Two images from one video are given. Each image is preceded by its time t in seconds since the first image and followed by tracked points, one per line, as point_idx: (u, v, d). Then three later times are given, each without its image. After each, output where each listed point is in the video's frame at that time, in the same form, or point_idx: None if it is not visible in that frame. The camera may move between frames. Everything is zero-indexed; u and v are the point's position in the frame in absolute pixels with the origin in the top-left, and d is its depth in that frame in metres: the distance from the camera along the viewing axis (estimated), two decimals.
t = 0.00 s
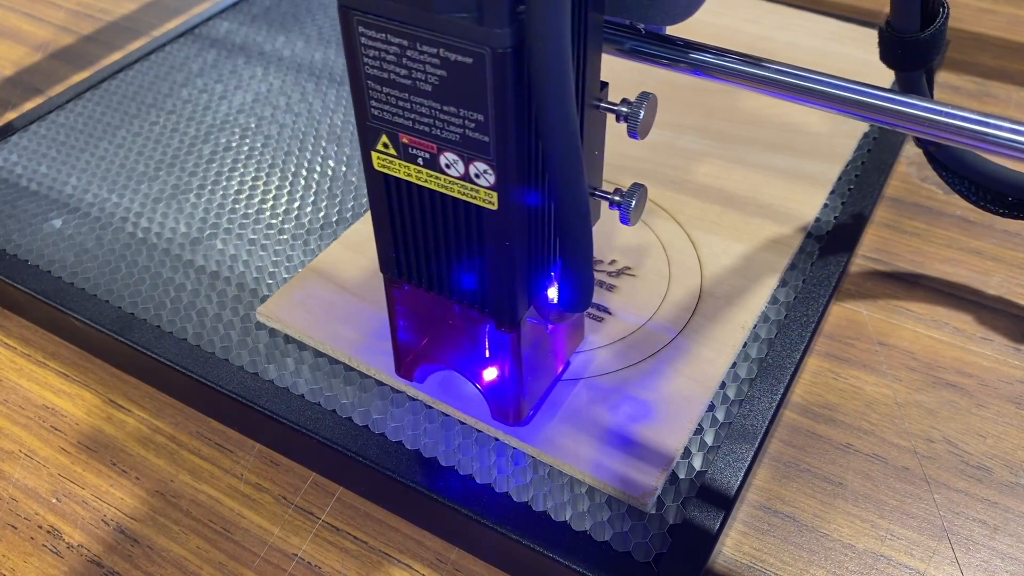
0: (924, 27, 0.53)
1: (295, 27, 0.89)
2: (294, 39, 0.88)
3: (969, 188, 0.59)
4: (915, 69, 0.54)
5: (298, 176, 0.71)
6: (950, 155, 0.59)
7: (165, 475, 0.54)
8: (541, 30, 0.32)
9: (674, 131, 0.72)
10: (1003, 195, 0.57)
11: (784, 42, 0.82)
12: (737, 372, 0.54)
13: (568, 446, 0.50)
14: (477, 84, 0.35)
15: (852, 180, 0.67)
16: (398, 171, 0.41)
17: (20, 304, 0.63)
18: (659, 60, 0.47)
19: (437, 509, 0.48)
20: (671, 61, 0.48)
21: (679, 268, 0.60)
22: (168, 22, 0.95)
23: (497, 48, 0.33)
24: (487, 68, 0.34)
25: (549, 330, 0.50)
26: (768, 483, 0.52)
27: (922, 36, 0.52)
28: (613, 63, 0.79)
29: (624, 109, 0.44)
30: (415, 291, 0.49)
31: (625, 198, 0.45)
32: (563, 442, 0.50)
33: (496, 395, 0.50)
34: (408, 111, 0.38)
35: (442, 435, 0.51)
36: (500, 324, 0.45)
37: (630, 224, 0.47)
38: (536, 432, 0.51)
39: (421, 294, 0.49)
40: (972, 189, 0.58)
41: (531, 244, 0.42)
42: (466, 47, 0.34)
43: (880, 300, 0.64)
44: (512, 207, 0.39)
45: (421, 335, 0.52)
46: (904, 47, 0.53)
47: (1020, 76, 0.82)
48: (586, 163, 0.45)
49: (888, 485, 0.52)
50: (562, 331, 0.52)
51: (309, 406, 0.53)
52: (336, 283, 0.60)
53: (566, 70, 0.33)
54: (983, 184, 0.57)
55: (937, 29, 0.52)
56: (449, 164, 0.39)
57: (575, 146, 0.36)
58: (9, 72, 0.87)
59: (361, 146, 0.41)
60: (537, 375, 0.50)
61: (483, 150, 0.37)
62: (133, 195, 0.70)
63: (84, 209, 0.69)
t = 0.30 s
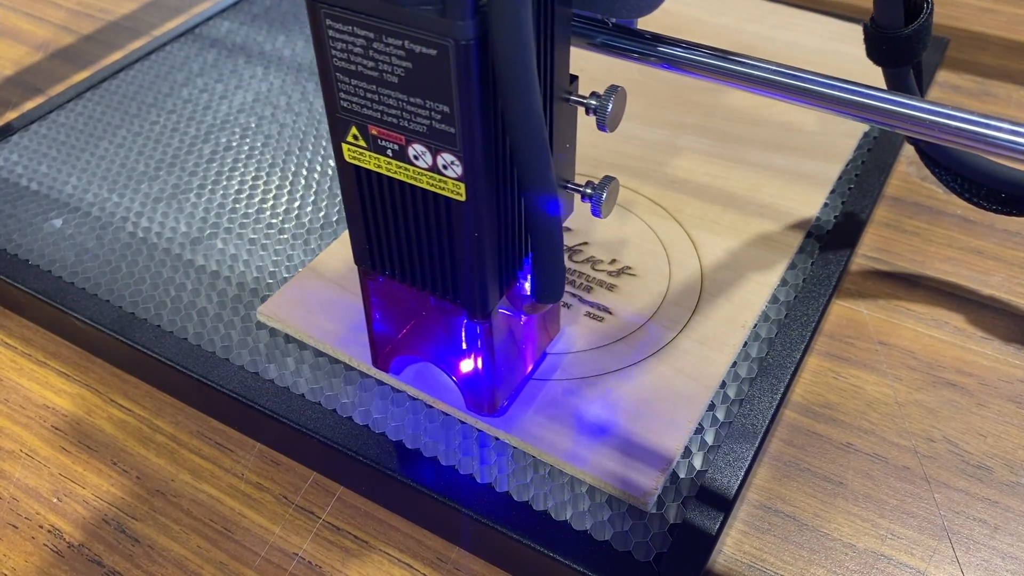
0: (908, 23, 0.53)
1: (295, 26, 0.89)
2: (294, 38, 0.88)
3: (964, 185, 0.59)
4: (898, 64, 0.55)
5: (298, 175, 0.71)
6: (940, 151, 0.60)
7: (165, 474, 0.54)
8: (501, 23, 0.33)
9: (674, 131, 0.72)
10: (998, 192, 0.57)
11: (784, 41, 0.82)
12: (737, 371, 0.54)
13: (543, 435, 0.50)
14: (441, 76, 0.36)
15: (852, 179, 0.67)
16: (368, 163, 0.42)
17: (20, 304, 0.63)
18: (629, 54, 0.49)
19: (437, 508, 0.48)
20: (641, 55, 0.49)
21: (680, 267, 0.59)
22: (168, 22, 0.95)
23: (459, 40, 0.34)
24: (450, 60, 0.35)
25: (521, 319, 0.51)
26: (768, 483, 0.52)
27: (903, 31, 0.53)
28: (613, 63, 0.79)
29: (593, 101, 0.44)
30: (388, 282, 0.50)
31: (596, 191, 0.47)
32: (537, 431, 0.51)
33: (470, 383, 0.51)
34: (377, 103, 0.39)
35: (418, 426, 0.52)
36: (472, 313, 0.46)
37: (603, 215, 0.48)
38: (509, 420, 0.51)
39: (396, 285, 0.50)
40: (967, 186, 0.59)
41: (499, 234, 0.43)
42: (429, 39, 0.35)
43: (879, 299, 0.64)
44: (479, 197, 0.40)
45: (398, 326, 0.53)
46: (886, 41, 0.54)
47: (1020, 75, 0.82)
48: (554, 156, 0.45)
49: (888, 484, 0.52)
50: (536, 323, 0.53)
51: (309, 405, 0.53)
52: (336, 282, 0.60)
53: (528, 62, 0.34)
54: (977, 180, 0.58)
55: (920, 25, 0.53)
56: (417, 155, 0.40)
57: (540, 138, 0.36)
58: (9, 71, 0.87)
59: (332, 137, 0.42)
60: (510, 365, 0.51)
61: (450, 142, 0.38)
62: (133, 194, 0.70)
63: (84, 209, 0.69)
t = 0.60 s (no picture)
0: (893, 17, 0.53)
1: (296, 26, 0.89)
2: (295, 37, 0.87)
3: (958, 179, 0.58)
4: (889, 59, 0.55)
5: (298, 175, 0.71)
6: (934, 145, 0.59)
7: (166, 474, 0.54)
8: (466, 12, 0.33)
9: (674, 131, 0.72)
10: (991, 185, 0.56)
11: (784, 41, 0.82)
12: (738, 371, 0.54)
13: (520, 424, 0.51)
14: (409, 65, 0.36)
15: (853, 179, 0.67)
16: (341, 152, 0.42)
17: (21, 304, 0.63)
18: (604, 46, 0.51)
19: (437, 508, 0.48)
20: (614, 46, 0.51)
21: (680, 267, 0.59)
22: (168, 21, 0.95)
23: (426, 29, 0.35)
24: (418, 48, 0.35)
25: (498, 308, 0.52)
26: (768, 482, 0.52)
27: (889, 25, 0.53)
28: (614, 63, 0.79)
29: (564, 92, 0.45)
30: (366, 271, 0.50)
31: (570, 181, 0.47)
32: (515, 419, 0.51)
33: (447, 373, 0.51)
34: (348, 92, 0.39)
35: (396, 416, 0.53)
36: (447, 303, 0.46)
37: (577, 205, 0.49)
38: (486, 409, 0.52)
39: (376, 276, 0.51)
40: (961, 179, 0.58)
41: (471, 224, 0.43)
42: (397, 28, 0.35)
43: (879, 298, 0.64)
44: (450, 185, 0.40)
45: (377, 316, 0.54)
46: (874, 38, 0.53)
47: (1020, 74, 0.82)
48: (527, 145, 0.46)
49: (888, 483, 0.52)
50: (511, 312, 0.53)
51: (310, 405, 0.53)
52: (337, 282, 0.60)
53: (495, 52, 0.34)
54: (970, 174, 0.57)
55: (906, 17, 0.52)
56: (389, 145, 0.40)
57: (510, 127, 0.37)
58: (9, 71, 0.87)
59: (307, 128, 0.42)
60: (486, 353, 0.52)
61: (420, 130, 0.38)
62: (133, 194, 0.70)
63: (84, 208, 0.69)
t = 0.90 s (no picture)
0: (879, 8, 0.51)
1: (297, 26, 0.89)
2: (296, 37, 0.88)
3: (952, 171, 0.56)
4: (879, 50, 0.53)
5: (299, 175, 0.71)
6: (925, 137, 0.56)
7: (166, 474, 0.55)
8: None
9: (674, 130, 0.72)
10: (984, 178, 0.54)
11: (784, 41, 0.82)
12: (738, 371, 0.54)
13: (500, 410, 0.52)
14: (383, 53, 0.37)
15: (852, 179, 0.67)
16: (320, 139, 0.43)
17: (21, 303, 0.63)
18: (581, 37, 0.51)
19: (437, 507, 0.49)
20: (589, 38, 0.51)
21: (681, 267, 0.59)
22: (168, 21, 0.95)
23: (400, 17, 0.35)
24: (392, 36, 0.36)
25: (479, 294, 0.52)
26: (768, 482, 0.52)
27: (874, 19, 0.50)
28: (614, 63, 0.79)
29: (539, 82, 0.45)
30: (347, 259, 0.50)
31: (547, 169, 0.47)
32: (494, 405, 0.52)
33: (427, 359, 0.52)
34: (325, 80, 0.40)
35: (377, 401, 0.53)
36: (426, 288, 0.46)
37: (555, 193, 0.49)
38: (467, 395, 0.52)
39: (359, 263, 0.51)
40: (954, 171, 0.55)
41: (448, 210, 0.44)
42: (371, 16, 0.36)
43: (879, 298, 0.64)
44: (426, 170, 0.41)
45: (360, 303, 0.54)
46: (863, 31, 0.51)
47: (1021, 74, 0.82)
48: (505, 137, 0.46)
49: (888, 482, 0.52)
50: (490, 299, 0.54)
51: (310, 405, 0.53)
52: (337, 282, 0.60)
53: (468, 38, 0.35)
54: (962, 166, 0.55)
55: (893, 9, 0.50)
56: (365, 132, 0.41)
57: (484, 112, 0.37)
58: (9, 71, 0.87)
59: (286, 115, 0.43)
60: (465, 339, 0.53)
61: (395, 117, 0.39)
62: (134, 193, 0.70)
63: (85, 208, 0.69)
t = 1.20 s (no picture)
0: None
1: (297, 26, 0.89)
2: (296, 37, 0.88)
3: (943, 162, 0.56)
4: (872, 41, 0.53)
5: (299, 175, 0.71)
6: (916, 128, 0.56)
7: (166, 474, 0.55)
8: None
9: (674, 130, 0.72)
10: (978, 169, 0.53)
11: (784, 42, 0.82)
12: (737, 370, 0.54)
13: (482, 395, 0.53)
14: (362, 39, 0.37)
15: (852, 179, 0.67)
16: (302, 126, 0.43)
17: (22, 304, 0.63)
18: (560, 26, 0.51)
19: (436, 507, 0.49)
20: (569, 27, 0.51)
21: (680, 267, 0.59)
22: (168, 21, 0.95)
23: (377, 3, 0.36)
24: (370, 23, 0.36)
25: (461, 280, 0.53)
26: (768, 481, 0.52)
27: (861, 9, 0.51)
28: (613, 63, 0.79)
29: (519, 70, 0.46)
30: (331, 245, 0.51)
31: (529, 156, 0.47)
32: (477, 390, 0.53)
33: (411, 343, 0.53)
34: (306, 67, 0.40)
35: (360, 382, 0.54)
36: (408, 273, 0.47)
37: (537, 180, 0.49)
38: (449, 380, 0.53)
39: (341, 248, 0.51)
40: (946, 161, 0.55)
41: (428, 195, 0.44)
42: (349, 3, 0.36)
43: (879, 298, 0.64)
44: (406, 156, 0.41)
45: (346, 290, 0.55)
46: (850, 22, 0.52)
47: (1021, 74, 0.82)
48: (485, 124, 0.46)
49: (888, 482, 0.52)
50: (473, 284, 0.55)
51: (310, 404, 0.53)
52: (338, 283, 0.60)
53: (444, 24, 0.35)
54: (954, 156, 0.54)
55: None
56: (346, 117, 0.41)
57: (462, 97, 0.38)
58: (9, 71, 0.87)
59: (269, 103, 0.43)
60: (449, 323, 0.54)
61: (375, 102, 0.39)
62: (134, 194, 0.70)
63: (84, 209, 0.69)
